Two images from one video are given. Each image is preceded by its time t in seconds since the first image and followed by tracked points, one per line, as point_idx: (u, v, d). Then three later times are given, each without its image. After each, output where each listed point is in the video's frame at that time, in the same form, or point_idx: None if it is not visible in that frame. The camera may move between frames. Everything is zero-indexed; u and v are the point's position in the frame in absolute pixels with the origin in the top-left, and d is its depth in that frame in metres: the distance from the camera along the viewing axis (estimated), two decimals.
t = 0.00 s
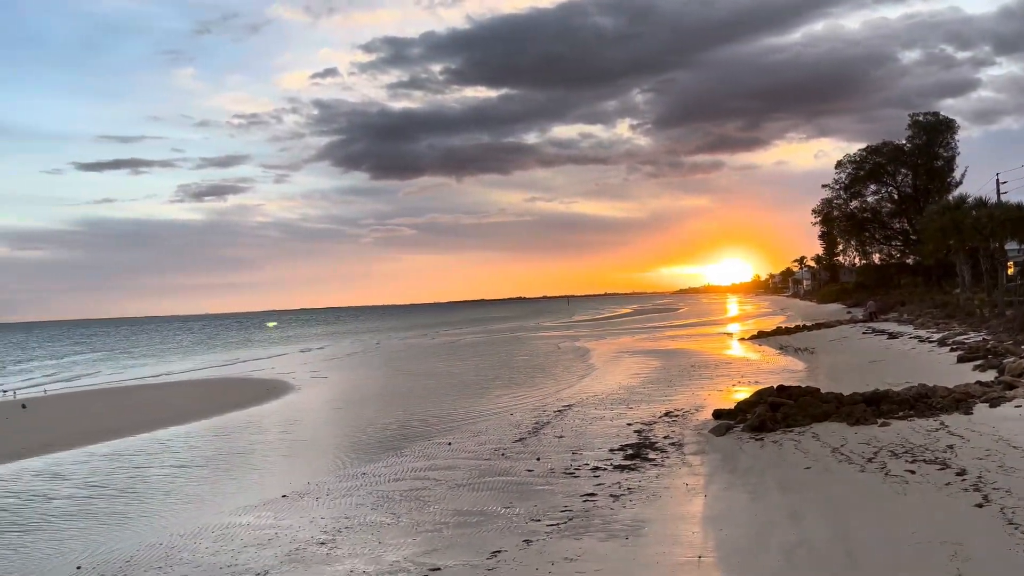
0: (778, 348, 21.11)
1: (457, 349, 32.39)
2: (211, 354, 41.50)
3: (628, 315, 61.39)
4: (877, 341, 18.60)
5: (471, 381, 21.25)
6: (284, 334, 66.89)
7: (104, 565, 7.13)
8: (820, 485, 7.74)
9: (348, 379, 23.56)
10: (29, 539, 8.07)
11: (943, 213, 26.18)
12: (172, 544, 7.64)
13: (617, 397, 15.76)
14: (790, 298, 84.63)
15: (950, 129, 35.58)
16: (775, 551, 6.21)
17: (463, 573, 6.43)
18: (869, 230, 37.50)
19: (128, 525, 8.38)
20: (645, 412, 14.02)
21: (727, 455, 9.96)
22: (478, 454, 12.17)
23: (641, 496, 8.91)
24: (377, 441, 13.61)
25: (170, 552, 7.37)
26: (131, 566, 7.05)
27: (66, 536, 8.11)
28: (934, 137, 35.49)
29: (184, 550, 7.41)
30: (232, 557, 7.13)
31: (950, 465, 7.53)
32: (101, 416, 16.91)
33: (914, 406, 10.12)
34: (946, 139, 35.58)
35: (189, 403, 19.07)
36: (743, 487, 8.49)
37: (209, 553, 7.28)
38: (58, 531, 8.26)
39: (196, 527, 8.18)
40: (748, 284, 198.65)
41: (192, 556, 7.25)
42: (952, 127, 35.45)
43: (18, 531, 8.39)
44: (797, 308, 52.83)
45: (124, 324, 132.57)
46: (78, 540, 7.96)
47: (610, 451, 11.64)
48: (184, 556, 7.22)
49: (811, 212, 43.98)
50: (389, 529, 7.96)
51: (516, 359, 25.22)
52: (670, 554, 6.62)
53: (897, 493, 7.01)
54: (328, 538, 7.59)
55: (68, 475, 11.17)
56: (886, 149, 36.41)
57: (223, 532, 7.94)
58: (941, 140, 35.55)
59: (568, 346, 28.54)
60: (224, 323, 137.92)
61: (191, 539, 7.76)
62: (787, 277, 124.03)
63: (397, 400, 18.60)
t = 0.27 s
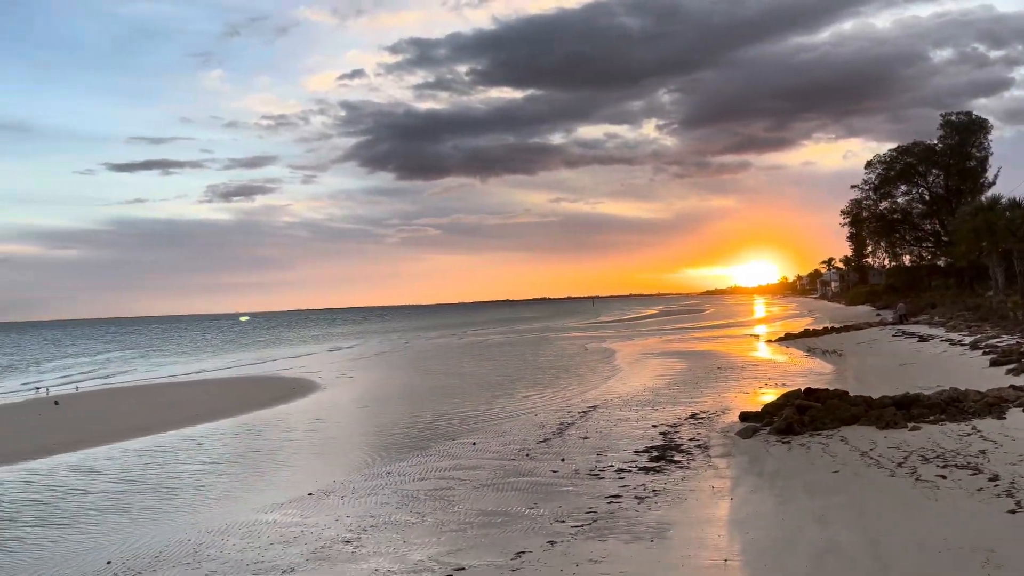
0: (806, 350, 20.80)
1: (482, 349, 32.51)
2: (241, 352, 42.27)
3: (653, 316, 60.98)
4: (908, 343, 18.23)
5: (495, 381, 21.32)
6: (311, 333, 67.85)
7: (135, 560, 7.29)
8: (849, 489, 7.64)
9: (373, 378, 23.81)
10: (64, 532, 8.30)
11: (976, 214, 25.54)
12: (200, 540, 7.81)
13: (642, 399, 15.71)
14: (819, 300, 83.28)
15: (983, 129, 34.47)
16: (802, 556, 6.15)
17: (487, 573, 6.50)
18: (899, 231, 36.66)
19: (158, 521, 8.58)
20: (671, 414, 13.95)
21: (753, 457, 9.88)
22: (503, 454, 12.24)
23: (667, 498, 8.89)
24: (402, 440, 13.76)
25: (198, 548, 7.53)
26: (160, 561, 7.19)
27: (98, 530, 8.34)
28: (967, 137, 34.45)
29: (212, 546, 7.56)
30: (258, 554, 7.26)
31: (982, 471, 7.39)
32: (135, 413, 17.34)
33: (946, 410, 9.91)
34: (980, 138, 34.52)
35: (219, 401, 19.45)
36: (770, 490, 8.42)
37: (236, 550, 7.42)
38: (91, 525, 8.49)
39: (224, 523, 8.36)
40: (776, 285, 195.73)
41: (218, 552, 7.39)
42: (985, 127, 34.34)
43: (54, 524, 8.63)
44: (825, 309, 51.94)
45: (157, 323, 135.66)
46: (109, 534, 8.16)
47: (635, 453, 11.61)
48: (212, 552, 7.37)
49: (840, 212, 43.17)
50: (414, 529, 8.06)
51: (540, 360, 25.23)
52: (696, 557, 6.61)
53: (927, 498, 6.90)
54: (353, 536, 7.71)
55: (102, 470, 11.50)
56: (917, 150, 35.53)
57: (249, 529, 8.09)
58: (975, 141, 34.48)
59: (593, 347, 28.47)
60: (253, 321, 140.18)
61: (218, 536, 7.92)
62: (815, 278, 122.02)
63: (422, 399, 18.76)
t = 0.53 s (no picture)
0: (835, 353, 20.47)
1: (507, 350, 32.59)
2: (270, 351, 42.99)
3: (679, 317, 60.39)
4: (941, 346, 17.84)
5: (520, 381, 21.38)
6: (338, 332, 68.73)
7: (165, 556, 7.44)
8: (879, 494, 7.53)
9: (399, 378, 24.04)
10: (98, 527, 8.51)
11: (1012, 215, 24.91)
12: (229, 536, 7.96)
13: (669, 400, 15.63)
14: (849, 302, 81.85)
15: (1019, 127, 33.48)
16: (831, 562, 6.08)
17: (513, 573, 6.56)
18: (931, 232, 35.65)
19: (188, 517, 8.76)
20: (698, 416, 13.86)
21: (782, 461, 9.78)
22: (528, 455, 12.30)
23: (694, 500, 8.86)
24: (428, 440, 13.90)
25: (227, 545, 7.68)
26: (191, 557, 7.34)
27: (131, 525, 8.55)
28: (1002, 137, 33.60)
29: (240, 543, 7.71)
30: (285, 552, 7.38)
31: (1016, 477, 7.24)
32: (168, 411, 17.76)
33: (979, 414, 9.70)
34: (1015, 138, 33.57)
35: (249, 399, 19.84)
36: (799, 494, 8.33)
37: (263, 547, 7.55)
38: (124, 521, 8.72)
39: (252, 520, 8.53)
40: (806, 287, 192.42)
41: (246, 549, 7.52)
42: (1021, 125, 33.39)
43: (89, 518, 8.87)
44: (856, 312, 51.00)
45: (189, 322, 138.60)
46: (141, 530, 8.35)
47: (661, 455, 11.57)
48: (241, 549, 7.51)
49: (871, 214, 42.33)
50: (439, 528, 8.16)
51: (565, 361, 25.23)
52: (723, 561, 6.59)
53: (960, 503, 6.77)
54: (379, 535, 7.84)
55: (137, 466, 11.83)
56: (950, 149, 34.77)
57: (275, 527, 8.24)
58: (1010, 140, 33.61)
59: (619, 349, 28.37)
60: (282, 321, 142.21)
61: (247, 533, 8.07)
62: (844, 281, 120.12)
63: (448, 399, 18.90)
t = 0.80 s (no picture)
0: (868, 355, 20.10)
1: (534, 350, 32.63)
2: (299, 350, 43.68)
3: (707, 318, 59.75)
4: (977, 348, 17.41)
5: (547, 381, 21.41)
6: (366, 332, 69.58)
7: (198, 551, 7.61)
8: (912, 498, 7.42)
9: (426, 377, 24.25)
10: (134, 522, 8.75)
11: None
12: (259, 533, 8.11)
13: (697, 402, 15.53)
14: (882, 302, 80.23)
15: None
16: (861, 567, 6.02)
17: (540, 573, 6.63)
18: (966, 233, 34.82)
19: (221, 514, 8.97)
20: (727, 418, 13.75)
21: (811, 463, 9.68)
22: (555, 455, 12.35)
23: (722, 502, 8.82)
24: (455, 439, 14.03)
25: (257, 541, 7.82)
26: (221, 553, 7.49)
27: (165, 520, 8.79)
28: None
29: (270, 539, 7.86)
30: (314, 549, 7.51)
31: None
32: (201, 408, 18.17)
33: (1017, 418, 9.47)
34: None
35: (280, 397, 20.23)
36: (829, 497, 8.25)
37: (292, 543, 7.70)
38: (159, 516, 8.97)
39: (282, 517, 8.71)
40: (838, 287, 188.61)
41: (276, 545, 7.67)
42: None
43: (126, 513, 9.14)
44: (890, 313, 49.91)
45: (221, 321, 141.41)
46: (176, 525, 8.57)
47: (689, 456, 11.52)
48: (270, 545, 7.65)
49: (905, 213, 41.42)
50: (466, 527, 8.26)
51: (593, 361, 25.18)
52: (753, 564, 6.57)
53: (996, 508, 6.65)
54: (406, 534, 7.96)
55: (172, 462, 12.17)
56: (987, 148, 33.68)
57: (304, 524, 8.41)
58: None
59: (646, 349, 28.22)
60: (311, 320, 144.16)
61: (276, 530, 8.22)
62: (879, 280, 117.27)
63: (474, 399, 19.04)
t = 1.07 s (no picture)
0: (903, 356, 19.68)
1: (562, 349, 32.61)
2: (330, 348, 44.33)
3: (738, 318, 58.95)
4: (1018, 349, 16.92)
5: (575, 381, 21.42)
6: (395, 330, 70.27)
7: (231, 545, 7.75)
8: (948, 502, 7.30)
9: (454, 376, 24.45)
10: (171, 515, 8.96)
11: None
12: (291, 529, 8.25)
13: (727, 402, 15.40)
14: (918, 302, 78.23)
15: None
16: (896, 573, 5.94)
17: (569, 573, 6.69)
18: (1005, 232, 33.77)
19: (254, 510, 9.14)
20: (758, 419, 13.61)
21: (844, 465, 9.56)
22: (584, 455, 12.39)
23: (753, 504, 8.77)
24: (483, 438, 14.14)
25: (288, 537, 7.95)
26: (252, 549, 7.61)
27: (201, 514, 9.03)
28: None
29: (302, 535, 7.99)
30: (345, 545, 7.63)
31: None
32: (236, 405, 18.59)
33: None
34: None
35: (312, 394, 20.60)
36: (862, 500, 8.15)
37: (323, 540, 7.82)
38: (195, 510, 9.20)
39: (312, 514, 8.89)
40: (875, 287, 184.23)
41: (307, 541, 7.79)
42: None
43: (163, 506, 9.37)
44: (926, 313, 48.66)
45: (254, 319, 144.16)
46: (210, 520, 8.73)
47: (720, 458, 11.45)
48: (301, 541, 7.78)
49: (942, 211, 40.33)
50: (494, 526, 8.35)
51: (621, 361, 25.10)
52: (784, 567, 6.54)
53: None
54: (435, 532, 8.07)
55: (208, 457, 12.52)
56: None
57: (334, 521, 8.57)
58: None
59: (675, 349, 28.01)
60: (342, 319, 146.06)
61: (307, 526, 8.37)
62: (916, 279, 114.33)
63: (502, 398, 19.14)
